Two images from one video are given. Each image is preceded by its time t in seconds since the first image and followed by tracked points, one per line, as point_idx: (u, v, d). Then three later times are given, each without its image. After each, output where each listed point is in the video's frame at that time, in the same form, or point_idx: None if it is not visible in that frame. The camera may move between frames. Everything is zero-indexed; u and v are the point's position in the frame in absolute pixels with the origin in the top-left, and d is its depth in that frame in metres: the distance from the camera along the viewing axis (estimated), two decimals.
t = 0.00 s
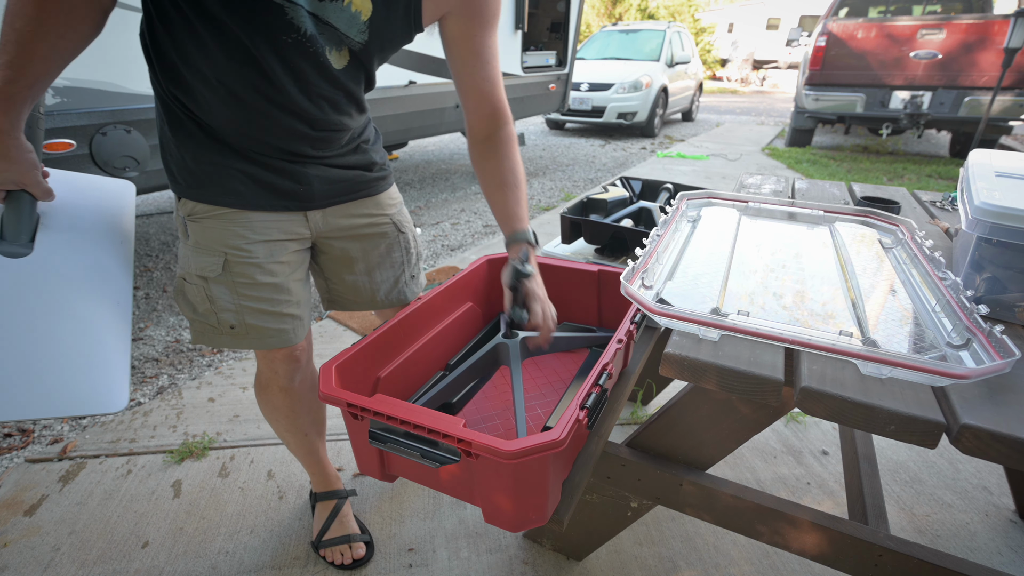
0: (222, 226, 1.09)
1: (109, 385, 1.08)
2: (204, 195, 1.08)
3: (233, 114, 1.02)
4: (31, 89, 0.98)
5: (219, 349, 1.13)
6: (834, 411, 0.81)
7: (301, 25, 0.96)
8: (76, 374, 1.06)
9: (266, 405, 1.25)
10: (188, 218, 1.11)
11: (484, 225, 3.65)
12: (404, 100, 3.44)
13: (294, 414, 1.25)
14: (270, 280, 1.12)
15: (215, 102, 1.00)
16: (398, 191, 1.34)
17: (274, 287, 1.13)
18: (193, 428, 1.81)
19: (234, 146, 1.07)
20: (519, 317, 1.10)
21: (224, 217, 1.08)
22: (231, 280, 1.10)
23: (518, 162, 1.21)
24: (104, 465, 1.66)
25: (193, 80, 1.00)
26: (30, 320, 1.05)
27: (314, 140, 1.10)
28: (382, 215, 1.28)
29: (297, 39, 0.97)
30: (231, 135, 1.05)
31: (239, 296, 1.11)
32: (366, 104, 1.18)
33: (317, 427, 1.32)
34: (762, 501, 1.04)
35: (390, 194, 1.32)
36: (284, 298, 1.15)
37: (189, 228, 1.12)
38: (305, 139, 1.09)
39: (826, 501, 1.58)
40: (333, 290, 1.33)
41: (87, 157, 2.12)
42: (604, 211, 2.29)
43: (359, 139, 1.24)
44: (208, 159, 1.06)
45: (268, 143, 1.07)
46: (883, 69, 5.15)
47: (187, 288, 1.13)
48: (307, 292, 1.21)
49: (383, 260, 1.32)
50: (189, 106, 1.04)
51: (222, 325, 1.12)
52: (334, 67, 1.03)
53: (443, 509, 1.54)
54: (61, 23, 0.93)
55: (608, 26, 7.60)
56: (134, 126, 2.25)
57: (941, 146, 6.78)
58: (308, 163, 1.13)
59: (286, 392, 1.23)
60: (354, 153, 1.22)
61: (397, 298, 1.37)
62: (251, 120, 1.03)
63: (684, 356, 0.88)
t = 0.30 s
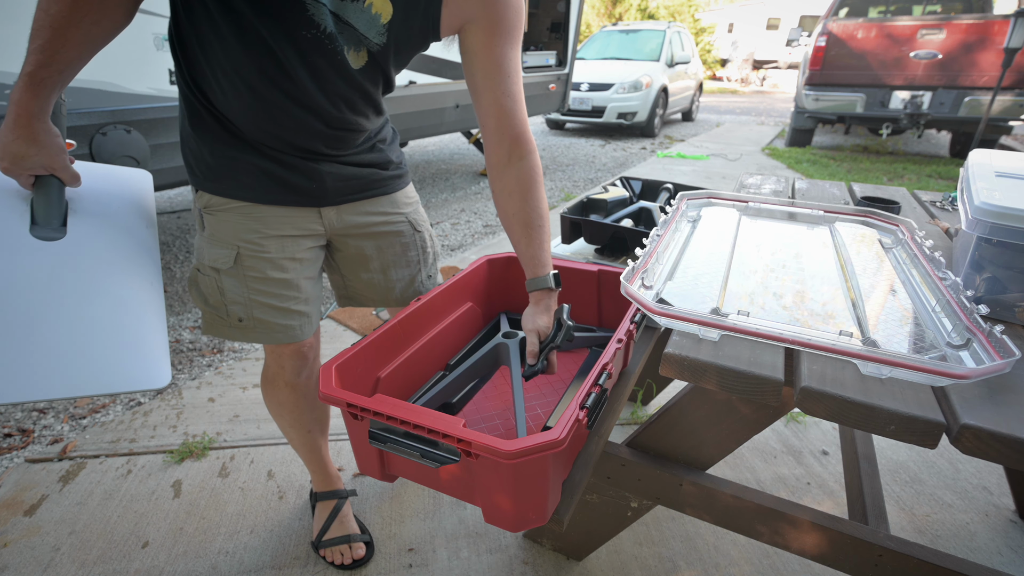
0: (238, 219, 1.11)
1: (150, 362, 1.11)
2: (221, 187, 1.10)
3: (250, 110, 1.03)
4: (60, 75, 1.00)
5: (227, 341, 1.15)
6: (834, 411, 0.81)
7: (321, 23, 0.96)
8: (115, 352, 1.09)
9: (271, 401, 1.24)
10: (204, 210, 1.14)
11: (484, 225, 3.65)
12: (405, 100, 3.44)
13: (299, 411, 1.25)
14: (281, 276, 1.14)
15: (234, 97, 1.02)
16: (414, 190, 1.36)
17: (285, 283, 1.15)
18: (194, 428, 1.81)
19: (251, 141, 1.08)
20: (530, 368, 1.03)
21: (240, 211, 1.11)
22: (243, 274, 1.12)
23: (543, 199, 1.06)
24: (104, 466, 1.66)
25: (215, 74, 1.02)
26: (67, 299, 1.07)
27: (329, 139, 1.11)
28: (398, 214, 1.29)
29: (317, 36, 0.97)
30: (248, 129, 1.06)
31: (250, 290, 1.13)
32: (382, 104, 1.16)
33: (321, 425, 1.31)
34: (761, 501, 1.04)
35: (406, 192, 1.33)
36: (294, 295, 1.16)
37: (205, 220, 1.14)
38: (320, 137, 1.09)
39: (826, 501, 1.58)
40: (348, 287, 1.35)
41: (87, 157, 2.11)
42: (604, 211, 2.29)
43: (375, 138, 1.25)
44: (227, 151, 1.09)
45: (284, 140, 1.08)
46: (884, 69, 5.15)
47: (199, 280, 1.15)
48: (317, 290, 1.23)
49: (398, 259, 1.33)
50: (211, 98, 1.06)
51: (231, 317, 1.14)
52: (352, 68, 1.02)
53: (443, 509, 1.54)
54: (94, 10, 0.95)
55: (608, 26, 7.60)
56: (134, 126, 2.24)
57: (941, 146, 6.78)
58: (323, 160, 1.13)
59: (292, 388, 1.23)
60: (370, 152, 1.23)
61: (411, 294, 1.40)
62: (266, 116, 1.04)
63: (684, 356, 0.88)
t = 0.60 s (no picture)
0: (245, 217, 1.12)
1: (159, 357, 1.07)
2: (229, 184, 1.11)
3: (258, 107, 1.03)
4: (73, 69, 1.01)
5: (233, 337, 1.15)
6: (834, 411, 0.81)
7: (328, 20, 0.95)
8: (124, 347, 1.05)
9: (273, 400, 1.25)
10: (212, 207, 1.14)
11: (484, 225, 3.65)
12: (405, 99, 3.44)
13: (300, 409, 1.26)
14: (286, 274, 1.14)
15: (242, 94, 1.02)
16: (423, 190, 1.35)
17: (290, 281, 1.15)
18: (194, 428, 1.81)
19: (259, 139, 1.08)
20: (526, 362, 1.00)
21: (247, 207, 1.11)
22: (249, 271, 1.12)
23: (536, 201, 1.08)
24: (104, 466, 1.66)
25: (224, 71, 1.02)
26: (73, 291, 1.04)
27: (337, 138, 1.11)
28: (406, 214, 1.29)
29: (324, 33, 0.96)
30: (256, 127, 1.06)
31: (256, 287, 1.13)
32: (389, 104, 1.15)
33: (322, 425, 1.31)
34: (761, 501, 1.04)
35: (415, 193, 1.32)
36: (299, 293, 1.16)
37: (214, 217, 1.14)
38: (328, 136, 1.09)
39: (826, 501, 1.58)
40: (355, 286, 1.35)
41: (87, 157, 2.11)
42: (604, 211, 2.29)
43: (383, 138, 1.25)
44: (236, 149, 1.09)
45: (292, 138, 1.08)
46: (884, 69, 5.15)
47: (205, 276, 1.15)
48: (323, 289, 1.23)
49: (405, 259, 1.33)
50: (220, 96, 1.07)
51: (236, 314, 1.14)
52: (361, 67, 1.02)
53: (443, 509, 1.54)
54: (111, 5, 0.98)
55: (608, 26, 7.60)
56: (134, 127, 2.24)
57: (941, 146, 6.78)
58: (330, 159, 1.13)
59: (294, 385, 1.23)
60: (378, 151, 1.23)
61: (418, 292, 1.39)
62: (275, 114, 1.04)
63: (684, 356, 0.88)
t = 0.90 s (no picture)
0: (242, 217, 1.11)
1: (170, 356, 1.12)
2: (226, 184, 1.11)
3: (255, 105, 1.03)
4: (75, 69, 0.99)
5: (230, 338, 1.15)
6: (834, 411, 0.81)
7: (324, 11, 0.95)
8: (137, 345, 1.10)
9: (273, 400, 1.25)
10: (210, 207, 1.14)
11: (484, 225, 3.65)
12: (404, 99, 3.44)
13: (299, 409, 1.26)
14: (284, 274, 1.14)
15: (239, 92, 1.02)
16: (422, 190, 1.35)
17: (288, 282, 1.15)
18: (194, 428, 1.81)
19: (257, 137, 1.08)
20: (527, 333, 1.04)
21: (246, 207, 1.11)
22: (247, 271, 1.12)
23: (545, 171, 1.13)
24: (104, 466, 1.66)
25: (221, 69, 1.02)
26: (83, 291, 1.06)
27: (336, 134, 1.11)
28: (405, 214, 1.29)
29: (321, 25, 0.96)
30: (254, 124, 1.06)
31: (253, 288, 1.13)
32: (388, 100, 1.16)
33: (322, 425, 1.31)
34: (761, 501, 1.04)
35: (414, 192, 1.32)
36: (296, 294, 1.16)
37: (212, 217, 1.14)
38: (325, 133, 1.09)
39: (826, 501, 1.58)
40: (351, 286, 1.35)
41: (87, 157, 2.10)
42: (603, 212, 2.29)
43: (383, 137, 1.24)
44: (234, 147, 1.09)
45: (291, 135, 1.08)
46: (884, 69, 5.15)
47: (203, 276, 1.15)
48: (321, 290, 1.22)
49: (402, 260, 1.33)
50: (218, 94, 1.07)
51: (232, 315, 1.13)
52: (357, 59, 1.02)
53: (443, 509, 1.54)
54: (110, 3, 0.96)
55: (608, 26, 7.59)
56: (134, 126, 2.24)
57: (941, 146, 6.78)
58: (328, 158, 1.13)
59: (294, 386, 1.23)
60: (377, 150, 1.23)
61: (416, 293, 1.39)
62: (272, 111, 1.04)
63: (684, 356, 0.88)
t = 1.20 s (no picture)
0: (239, 225, 1.10)
1: (180, 347, 1.09)
2: (224, 190, 1.09)
3: (250, 102, 1.02)
4: (55, 66, 1.00)
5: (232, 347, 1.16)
6: (834, 411, 0.81)
7: None
8: (146, 337, 1.06)
9: (273, 405, 1.25)
10: (207, 214, 1.13)
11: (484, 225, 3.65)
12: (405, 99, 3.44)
13: (301, 415, 1.26)
14: (285, 281, 1.14)
15: (234, 90, 1.02)
16: (418, 189, 1.35)
17: (288, 289, 1.15)
18: (194, 428, 1.81)
19: (253, 138, 1.07)
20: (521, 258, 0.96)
21: (245, 216, 1.10)
22: (247, 280, 1.12)
23: (546, 108, 1.15)
24: (104, 466, 1.66)
25: (213, 69, 1.02)
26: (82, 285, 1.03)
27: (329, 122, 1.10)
28: (402, 213, 1.29)
29: (305, 3, 0.98)
30: (250, 124, 1.05)
31: (254, 296, 1.13)
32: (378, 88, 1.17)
33: (322, 428, 1.32)
34: (761, 501, 1.04)
35: (411, 191, 1.32)
36: (297, 301, 1.16)
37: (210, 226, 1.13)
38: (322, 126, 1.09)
39: (826, 501, 1.58)
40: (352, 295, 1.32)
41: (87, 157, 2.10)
42: (603, 212, 2.29)
43: (381, 132, 1.24)
44: (228, 148, 1.08)
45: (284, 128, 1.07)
46: (884, 69, 5.15)
47: (202, 285, 1.15)
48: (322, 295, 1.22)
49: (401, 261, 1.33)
50: (209, 97, 1.06)
51: (233, 324, 1.14)
52: (346, 36, 1.04)
53: (443, 509, 1.54)
54: None
55: (608, 26, 7.59)
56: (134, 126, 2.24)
57: (941, 146, 6.78)
58: (327, 155, 1.13)
59: (295, 394, 1.23)
60: (375, 147, 1.22)
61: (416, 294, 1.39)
62: (267, 107, 1.03)
63: (684, 356, 0.88)
